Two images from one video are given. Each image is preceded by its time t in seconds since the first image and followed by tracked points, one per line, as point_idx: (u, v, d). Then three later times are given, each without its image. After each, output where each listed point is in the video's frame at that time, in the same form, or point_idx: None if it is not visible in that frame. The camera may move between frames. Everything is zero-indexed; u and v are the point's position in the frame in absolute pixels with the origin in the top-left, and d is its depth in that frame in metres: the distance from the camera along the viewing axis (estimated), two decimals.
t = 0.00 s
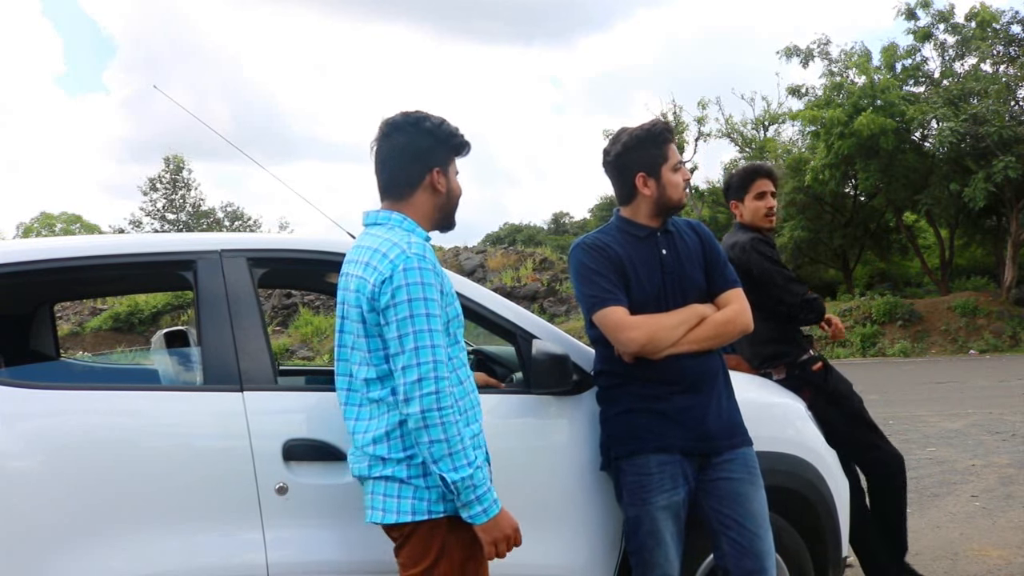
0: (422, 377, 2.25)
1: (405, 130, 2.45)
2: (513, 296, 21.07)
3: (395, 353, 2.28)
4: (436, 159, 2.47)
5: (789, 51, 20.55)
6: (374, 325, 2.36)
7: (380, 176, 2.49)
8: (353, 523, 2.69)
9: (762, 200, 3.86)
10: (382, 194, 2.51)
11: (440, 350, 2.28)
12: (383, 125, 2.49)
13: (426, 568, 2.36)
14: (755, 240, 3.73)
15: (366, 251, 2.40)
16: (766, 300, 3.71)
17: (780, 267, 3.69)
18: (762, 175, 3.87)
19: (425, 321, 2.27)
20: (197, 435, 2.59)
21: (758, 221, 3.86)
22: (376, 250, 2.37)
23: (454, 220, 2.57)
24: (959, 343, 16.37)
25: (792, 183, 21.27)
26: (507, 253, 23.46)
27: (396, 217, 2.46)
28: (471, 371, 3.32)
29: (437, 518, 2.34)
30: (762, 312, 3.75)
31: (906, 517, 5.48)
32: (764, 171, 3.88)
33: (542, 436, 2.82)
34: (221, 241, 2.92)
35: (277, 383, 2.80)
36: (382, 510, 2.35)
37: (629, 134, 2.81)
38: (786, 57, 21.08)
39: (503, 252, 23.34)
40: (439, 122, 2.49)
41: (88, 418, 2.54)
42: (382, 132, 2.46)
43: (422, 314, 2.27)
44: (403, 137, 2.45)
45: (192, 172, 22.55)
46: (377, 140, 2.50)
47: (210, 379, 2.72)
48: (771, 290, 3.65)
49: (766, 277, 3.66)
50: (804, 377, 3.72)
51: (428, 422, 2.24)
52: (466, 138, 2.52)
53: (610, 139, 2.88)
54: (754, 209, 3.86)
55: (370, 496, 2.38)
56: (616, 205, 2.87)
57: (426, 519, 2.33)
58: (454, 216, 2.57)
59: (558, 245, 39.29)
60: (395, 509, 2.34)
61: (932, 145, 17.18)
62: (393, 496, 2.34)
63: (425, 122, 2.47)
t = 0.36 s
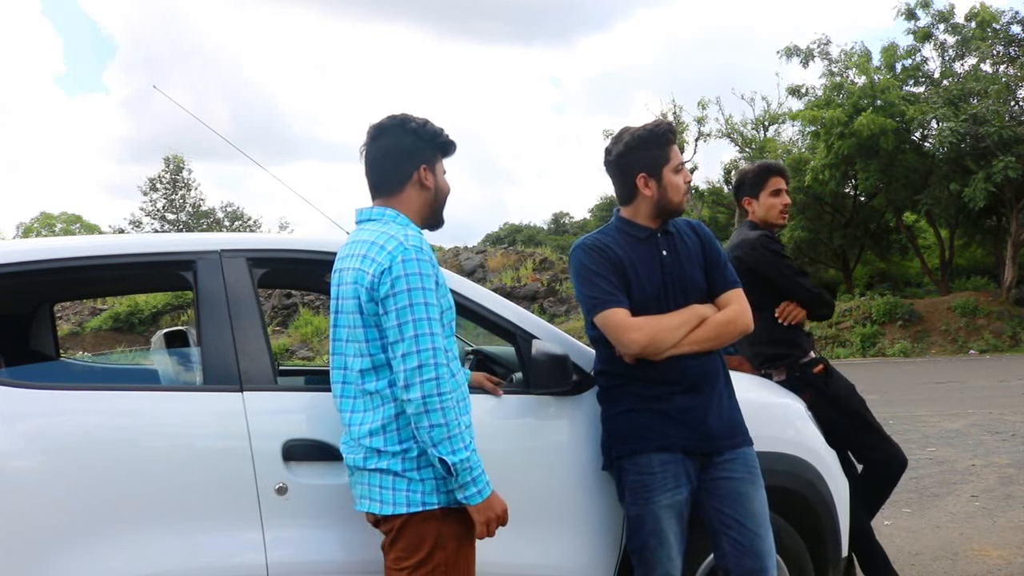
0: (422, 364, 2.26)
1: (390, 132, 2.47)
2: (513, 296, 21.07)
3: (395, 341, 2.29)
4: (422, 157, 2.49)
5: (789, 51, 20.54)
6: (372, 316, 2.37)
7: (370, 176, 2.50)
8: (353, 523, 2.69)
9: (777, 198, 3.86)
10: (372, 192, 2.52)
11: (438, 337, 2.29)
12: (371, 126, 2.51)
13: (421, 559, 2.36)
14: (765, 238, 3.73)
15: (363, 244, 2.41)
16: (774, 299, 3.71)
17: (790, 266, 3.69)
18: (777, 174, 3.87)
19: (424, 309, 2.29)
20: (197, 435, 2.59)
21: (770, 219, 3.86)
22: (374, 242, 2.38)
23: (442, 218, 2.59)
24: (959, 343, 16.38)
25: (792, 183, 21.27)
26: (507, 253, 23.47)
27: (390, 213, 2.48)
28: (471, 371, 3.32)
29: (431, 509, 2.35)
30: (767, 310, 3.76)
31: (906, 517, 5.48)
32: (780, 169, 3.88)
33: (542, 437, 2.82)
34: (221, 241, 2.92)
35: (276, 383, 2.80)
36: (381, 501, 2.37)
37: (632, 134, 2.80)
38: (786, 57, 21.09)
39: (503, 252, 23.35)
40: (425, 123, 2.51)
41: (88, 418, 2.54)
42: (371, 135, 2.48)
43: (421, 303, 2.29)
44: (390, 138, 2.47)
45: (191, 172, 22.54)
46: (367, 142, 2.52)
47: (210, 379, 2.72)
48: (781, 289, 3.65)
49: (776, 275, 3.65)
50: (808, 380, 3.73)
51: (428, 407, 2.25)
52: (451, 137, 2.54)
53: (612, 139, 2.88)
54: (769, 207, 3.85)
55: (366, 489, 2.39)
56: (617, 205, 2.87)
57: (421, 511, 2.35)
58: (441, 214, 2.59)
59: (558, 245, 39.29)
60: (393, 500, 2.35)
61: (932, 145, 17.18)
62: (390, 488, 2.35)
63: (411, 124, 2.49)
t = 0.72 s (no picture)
0: (401, 353, 2.27)
1: (374, 138, 2.52)
2: (513, 296, 21.07)
3: (376, 332, 2.31)
4: (404, 163, 2.53)
5: (789, 51, 20.53)
6: (356, 309, 2.39)
7: (355, 182, 2.54)
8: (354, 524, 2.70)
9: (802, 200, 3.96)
10: (358, 195, 2.56)
11: (418, 330, 2.31)
12: (358, 132, 2.55)
13: (424, 556, 2.38)
14: (794, 234, 3.76)
15: (350, 239, 2.44)
16: (793, 296, 3.72)
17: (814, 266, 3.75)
18: (798, 177, 3.97)
19: (405, 302, 2.31)
20: (197, 434, 2.59)
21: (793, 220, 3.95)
22: (360, 237, 2.42)
23: (426, 222, 2.61)
24: (958, 343, 16.39)
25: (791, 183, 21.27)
26: (507, 253, 23.48)
27: (375, 214, 2.51)
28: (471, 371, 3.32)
29: (416, 505, 2.36)
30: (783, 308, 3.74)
31: (906, 517, 5.48)
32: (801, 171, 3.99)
33: (542, 436, 2.82)
34: (221, 241, 2.92)
35: (276, 383, 2.80)
36: (365, 499, 2.38)
37: (633, 134, 2.80)
38: (786, 58, 21.08)
39: (503, 252, 23.35)
40: (407, 129, 2.54)
41: (88, 418, 2.54)
42: (355, 142, 2.52)
43: (403, 295, 2.32)
44: (374, 143, 2.51)
45: (191, 172, 22.52)
46: (352, 150, 2.56)
47: (210, 379, 2.72)
48: (806, 286, 3.68)
49: (805, 272, 3.69)
50: (818, 382, 3.74)
51: (404, 396, 2.26)
52: (432, 142, 2.57)
53: (614, 138, 2.88)
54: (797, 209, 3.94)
55: (349, 487, 2.40)
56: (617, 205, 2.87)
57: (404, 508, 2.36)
58: (426, 217, 2.62)
59: (557, 245, 39.30)
60: (376, 498, 2.37)
61: (932, 145, 17.18)
62: (372, 485, 2.37)
63: (393, 131, 2.53)
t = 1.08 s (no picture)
0: (394, 351, 2.27)
1: (357, 141, 2.52)
2: (513, 296, 21.08)
3: (370, 330, 2.31)
4: (389, 165, 2.53)
5: (789, 50, 20.52)
6: (350, 309, 2.39)
7: (341, 186, 2.55)
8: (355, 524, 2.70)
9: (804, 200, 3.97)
10: (347, 197, 2.56)
11: (412, 327, 2.31)
12: (343, 135, 2.55)
13: (415, 556, 2.39)
14: (793, 236, 3.77)
15: (343, 241, 2.45)
16: (793, 296, 3.73)
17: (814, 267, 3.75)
18: (799, 177, 3.97)
19: (398, 300, 2.32)
20: (197, 434, 2.59)
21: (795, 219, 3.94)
22: (353, 239, 2.42)
23: (414, 223, 2.62)
24: (958, 343, 16.39)
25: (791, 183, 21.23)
26: (507, 253, 23.49)
27: (366, 216, 2.51)
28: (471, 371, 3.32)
29: (413, 504, 2.36)
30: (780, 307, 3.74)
31: (905, 517, 5.49)
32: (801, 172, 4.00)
33: (543, 436, 2.82)
34: (220, 241, 2.92)
35: (276, 383, 2.80)
36: (362, 499, 2.38)
37: (633, 134, 2.81)
38: (786, 58, 21.07)
39: (503, 252, 23.36)
40: (388, 131, 2.54)
41: (88, 418, 2.54)
42: (338, 147, 2.53)
43: (396, 293, 2.32)
44: (359, 146, 2.51)
45: (191, 173, 22.60)
46: (335, 155, 2.57)
47: (210, 379, 2.72)
48: (806, 286, 3.68)
49: (805, 273, 3.69)
50: (819, 381, 3.74)
51: (398, 393, 2.26)
52: (415, 143, 2.58)
53: (614, 138, 2.88)
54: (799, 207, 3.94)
55: (345, 487, 2.40)
56: (616, 206, 2.87)
57: (401, 507, 2.36)
58: (414, 217, 2.62)
59: (557, 245, 39.31)
60: (373, 498, 2.36)
61: (932, 145, 17.18)
62: (369, 485, 2.36)
63: (374, 133, 2.53)
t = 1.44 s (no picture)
0: (404, 349, 2.28)
1: (361, 141, 2.52)
2: (512, 296, 21.08)
3: (378, 328, 2.32)
4: (396, 162, 2.54)
5: (789, 51, 20.50)
6: (358, 308, 2.40)
7: (348, 185, 2.56)
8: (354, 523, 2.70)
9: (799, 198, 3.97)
10: (353, 196, 2.57)
11: (420, 324, 2.31)
12: (348, 136, 2.55)
13: (423, 555, 2.38)
14: (789, 235, 3.77)
15: (349, 241, 2.45)
16: (790, 295, 3.73)
17: (810, 266, 3.75)
18: (793, 174, 3.97)
19: (406, 298, 2.32)
20: (196, 435, 2.59)
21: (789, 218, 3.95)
22: (358, 238, 2.43)
23: (422, 219, 2.63)
24: (958, 343, 16.40)
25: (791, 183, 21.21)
26: (507, 253, 23.50)
27: (372, 215, 2.51)
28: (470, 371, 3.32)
29: (425, 501, 2.36)
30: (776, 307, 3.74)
31: (905, 517, 5.49)
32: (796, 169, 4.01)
33: (544, 436, 2.82)
34: (220, 241, 2.92)
35: (276, 383, 2.80)
36: (374, 495, 2.37)
37: (632, 134, 2.80)
38: (786, 58, 21.06)
39: (502, 252, 23.37)
40: (396, 130, 2.55)
41: (88, 418, 2.54)
42: (345, 147, 2.54)
43: (403, 292, 2.32)
44: (364, 146, 2.52)
45: (191, 173, 22.58)
46: (342, 154, 2.57)
47: (209, 380, 2.72)
48: (802, 285, 3.69)
49: (802, 271, 3.69)
50: (817, 381, 3.74)
51: (410, 391, 2.27)
52: (424, 143, 2.59)
53: (613, 138, 2.88)
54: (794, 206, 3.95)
55: (357, 485, 2.40)
56: (617, 205, 2.87)
57: (414, 504, 2.36)
58: (421, 216, 2.63)
59: (557, 245, 39.32)
60: (385, 495, 2.36)
61: (931, 145, 17.18)
62: (381, 482, 2.36)
63: (382, 133, 2.53)
